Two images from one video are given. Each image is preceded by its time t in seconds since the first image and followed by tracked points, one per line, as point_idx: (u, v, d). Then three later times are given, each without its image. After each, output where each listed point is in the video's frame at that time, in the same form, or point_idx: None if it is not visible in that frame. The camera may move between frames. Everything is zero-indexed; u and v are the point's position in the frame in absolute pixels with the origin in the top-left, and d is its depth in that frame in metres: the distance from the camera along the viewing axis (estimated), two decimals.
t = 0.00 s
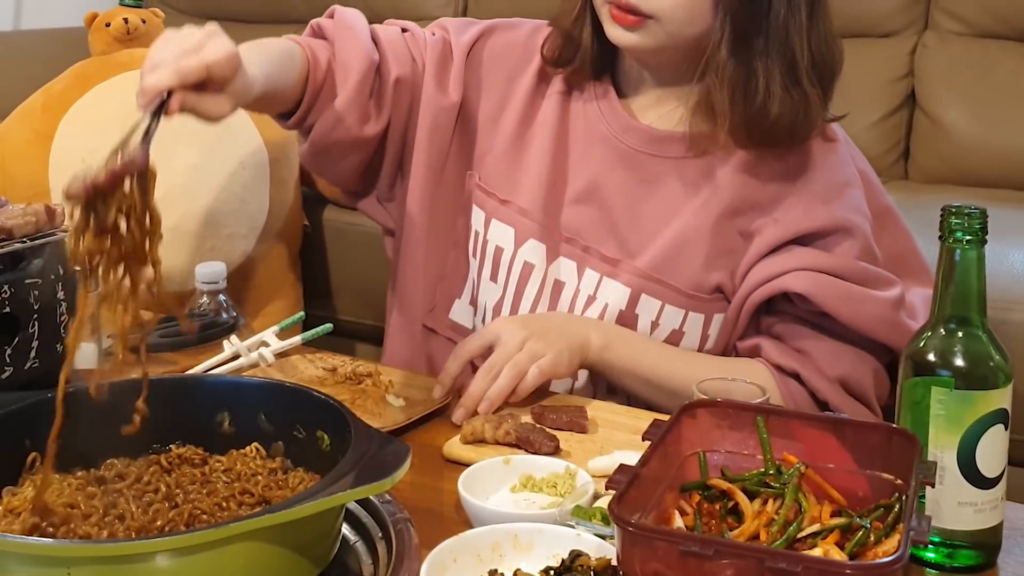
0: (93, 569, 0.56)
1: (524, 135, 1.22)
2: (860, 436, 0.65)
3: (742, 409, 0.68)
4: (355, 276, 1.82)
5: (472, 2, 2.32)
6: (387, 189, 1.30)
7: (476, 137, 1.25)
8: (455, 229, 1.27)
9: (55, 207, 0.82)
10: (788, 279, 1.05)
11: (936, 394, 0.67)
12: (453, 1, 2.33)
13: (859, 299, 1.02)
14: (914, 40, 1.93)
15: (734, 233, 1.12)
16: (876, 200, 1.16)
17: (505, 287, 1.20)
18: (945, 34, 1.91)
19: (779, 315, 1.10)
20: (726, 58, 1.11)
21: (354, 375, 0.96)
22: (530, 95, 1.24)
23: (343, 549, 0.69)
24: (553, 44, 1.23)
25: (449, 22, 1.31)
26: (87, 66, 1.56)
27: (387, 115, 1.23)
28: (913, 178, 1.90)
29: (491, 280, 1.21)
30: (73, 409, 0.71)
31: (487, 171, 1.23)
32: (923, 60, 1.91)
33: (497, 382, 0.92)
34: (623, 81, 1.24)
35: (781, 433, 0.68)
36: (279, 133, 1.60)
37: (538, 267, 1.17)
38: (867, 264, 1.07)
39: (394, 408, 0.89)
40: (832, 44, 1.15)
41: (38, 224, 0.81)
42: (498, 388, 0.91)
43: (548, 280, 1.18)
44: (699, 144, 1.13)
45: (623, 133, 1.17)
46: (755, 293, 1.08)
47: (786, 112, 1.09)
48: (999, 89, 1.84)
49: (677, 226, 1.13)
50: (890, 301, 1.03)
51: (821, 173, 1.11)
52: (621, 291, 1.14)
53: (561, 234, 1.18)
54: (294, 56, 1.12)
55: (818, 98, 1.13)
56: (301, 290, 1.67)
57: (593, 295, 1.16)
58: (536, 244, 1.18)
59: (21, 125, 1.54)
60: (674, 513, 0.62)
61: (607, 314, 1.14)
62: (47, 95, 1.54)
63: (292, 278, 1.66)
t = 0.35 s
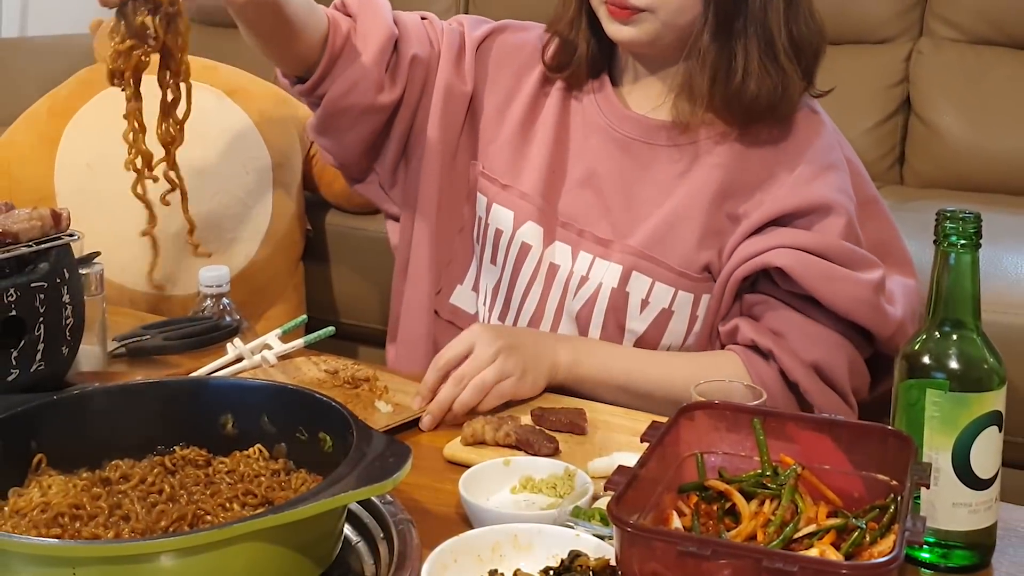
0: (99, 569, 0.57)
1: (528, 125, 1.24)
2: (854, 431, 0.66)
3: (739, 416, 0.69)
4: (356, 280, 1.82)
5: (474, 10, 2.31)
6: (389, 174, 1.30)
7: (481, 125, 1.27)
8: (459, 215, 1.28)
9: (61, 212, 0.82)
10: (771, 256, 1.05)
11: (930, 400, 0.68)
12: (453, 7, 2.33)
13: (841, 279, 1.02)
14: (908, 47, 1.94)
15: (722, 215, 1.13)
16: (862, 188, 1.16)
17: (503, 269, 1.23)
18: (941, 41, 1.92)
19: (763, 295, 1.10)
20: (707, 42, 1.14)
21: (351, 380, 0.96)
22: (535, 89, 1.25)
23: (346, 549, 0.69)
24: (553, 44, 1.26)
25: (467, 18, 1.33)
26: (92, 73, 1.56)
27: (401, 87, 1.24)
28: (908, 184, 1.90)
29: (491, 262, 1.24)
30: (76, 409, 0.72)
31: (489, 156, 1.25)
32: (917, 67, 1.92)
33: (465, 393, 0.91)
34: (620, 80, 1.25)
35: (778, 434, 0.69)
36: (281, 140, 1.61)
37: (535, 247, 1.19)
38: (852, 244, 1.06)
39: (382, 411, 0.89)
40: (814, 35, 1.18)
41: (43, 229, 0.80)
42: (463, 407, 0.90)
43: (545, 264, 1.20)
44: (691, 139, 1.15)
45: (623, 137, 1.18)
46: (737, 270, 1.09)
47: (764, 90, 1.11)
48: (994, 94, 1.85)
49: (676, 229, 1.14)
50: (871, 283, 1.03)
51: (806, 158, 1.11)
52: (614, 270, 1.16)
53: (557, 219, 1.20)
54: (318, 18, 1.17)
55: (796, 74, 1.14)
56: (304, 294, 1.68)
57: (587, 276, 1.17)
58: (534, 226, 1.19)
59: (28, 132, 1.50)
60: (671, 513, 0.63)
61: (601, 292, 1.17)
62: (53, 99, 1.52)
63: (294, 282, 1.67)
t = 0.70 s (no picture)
0: (104, 568, 0.58)
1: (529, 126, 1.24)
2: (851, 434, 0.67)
3: (740, 421, 0.70)
4: (358, 283, 1.83)
5: (476, 16, 2.30)
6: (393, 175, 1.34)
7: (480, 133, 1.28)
8: (463, 222, 1.31)
9: (66, 217, 0.83)
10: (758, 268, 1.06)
11: (926, 399, 0.69)
12: (454, 15, 2.30)
13: (826, 288, 1.04)
14: (904, 53, 1.94)
15: (712, 218, 1.14)
16: (853, 194, 1.18)
17: (498, 272, 1.25)
18: (936, 48, 1.92)
19: (751, 301, 1.11)
20: (682, 63, 1.12)
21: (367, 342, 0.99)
22: (531, 100, 1.26)
23: (347, 549, 0.70)
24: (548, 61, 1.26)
25: (471, 26, 1.34)
26: (95, 79, 1.53)
27: (399, 88, 1.26)
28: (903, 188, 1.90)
29: (488, 265, 1.26)
30: (81, 411, 0.73)
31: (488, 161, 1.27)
32: (913, 73, 1.91)
33: (476, 375, 0.95)
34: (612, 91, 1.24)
35: (775, 435, 0.70)
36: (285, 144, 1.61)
37: (529, 249, 1.22)
38: (839, 253, 1.08)
39: (395, 384, 0.92)
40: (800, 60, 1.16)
41: (49, 232, 0.81)
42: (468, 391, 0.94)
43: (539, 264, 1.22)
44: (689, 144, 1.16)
45: (620, 146, 1.19)
46: (725, 278, 1.10)
47: (736, 103, 1.11)
48: (987, 101, 1.85)
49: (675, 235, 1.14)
50: (859, 293, 1.05)
51: (799, 163, 1.11)
52: (604, 272, 1.17)
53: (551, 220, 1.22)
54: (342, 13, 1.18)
55: (767, 84, 1.13)
56: (306, 297, 1.69)
57: (578, 278, 1.19)
58: (528, 228, 1.22)
59: (31, 138, 1.50)
60: (669, 514, 0.64)
61: (591, 294, 1.18)
62: (59, 106, 1.51)
63: (296, 286, 1.67)
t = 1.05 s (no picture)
0: (109, 569, 0.58)
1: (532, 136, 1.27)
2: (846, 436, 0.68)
3: (737, 422, 0.71)
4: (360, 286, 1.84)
5: (476, 23, 2.30)
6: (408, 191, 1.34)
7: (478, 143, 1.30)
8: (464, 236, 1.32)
9: (72, 220, 0.84)
10: (750, 267, 1.07)
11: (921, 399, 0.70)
12: (454, 22, 2.32)
13: (819, 294, 1.05)
14: (899, 59, 1.94)
15: (706, 224, 1.15)
16: (849, 205, 1.19)
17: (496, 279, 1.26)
18: (930, 54, 1.93)
19: (745, 302, 1.12)
20: (676, 69, 1.14)
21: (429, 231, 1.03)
22: (526, 109, 1.27)
23: (350, 550, 0.71)
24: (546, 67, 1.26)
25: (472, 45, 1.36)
26: (102, 84, 1.56)
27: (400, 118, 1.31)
28: (898, 193, 1.91)
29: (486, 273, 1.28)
30: (85, 413, 0.74)
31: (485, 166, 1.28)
32: (908, 79, 1.92)
33: (537, 278, 0.97)
34: (607, 99, 1.26)
35: (772, 437, 0.71)
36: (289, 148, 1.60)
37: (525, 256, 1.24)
38: (833, 261, 1.09)
39: (462, 271, 0.96)
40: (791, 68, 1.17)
41: (56, 236, 0.82)
42: (525, 291, 0.97)
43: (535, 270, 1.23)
44: (687, 148, 1.17)
45: (620, 154, 1.20)
46: (718, 277, 1.11)
47: (729, 110, 1.12)
48: (981, 105, 1.85)
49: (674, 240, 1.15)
50: (850, 299, 1.06)
51: (797, 173, 1.12)
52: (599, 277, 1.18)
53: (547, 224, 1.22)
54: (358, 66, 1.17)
55: (760, 95, 1.13)
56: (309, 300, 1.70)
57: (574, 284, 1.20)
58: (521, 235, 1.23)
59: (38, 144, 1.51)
60: (667, 515, 0.65)
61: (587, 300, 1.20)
62: (65, 112, 1.53)
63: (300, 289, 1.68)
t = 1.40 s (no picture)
0: (114, 568, 0.59)
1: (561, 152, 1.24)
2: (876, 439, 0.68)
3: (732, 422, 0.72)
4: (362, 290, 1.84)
5: (477, 28, 2.31)
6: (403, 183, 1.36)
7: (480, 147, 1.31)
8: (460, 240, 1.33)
9: (77, 224, 0.85)
10: (749, 283, 1.08)
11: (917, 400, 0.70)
12: (454, 29, 2.32)
13: (815, 310, 1.06)
14: (894, 66, 1.95)
15: (704, 235, 1.16)
16: (848, 221, 1.19)
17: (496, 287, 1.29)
18: (924, 61, 1.94)
19: (742, 316, 1.13)
20: (682, 73, 1.16)
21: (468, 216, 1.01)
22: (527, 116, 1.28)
23: (352, 550, 0.72)
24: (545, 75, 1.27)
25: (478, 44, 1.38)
26: (107, 91, 1.54)
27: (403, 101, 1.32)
28: (894, 198, 1.92)
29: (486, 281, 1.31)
30: (88, 413, 0.75)
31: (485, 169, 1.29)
32: (903, 85, 1.93)
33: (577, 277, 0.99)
34: (611, 111, 1.27)
35: (769, 439, 0.72)
36: (291, 154, 1.60)
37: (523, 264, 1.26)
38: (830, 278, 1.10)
39: (505, 254, 0.94)
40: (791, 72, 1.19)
41: (61, 240, 0.83)
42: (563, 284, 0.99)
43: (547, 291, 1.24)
44: (687, 156, 1.18)
45: (623, 162, 1.21)
46: (717, 291, 1.11)
47: (733, 113, 1.13)
48: (974, 111, 1.87)
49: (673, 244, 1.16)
50: (846, 317, 1.07)
51: (799, 186, 1.13)
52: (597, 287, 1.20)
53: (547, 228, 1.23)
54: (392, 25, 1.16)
55: (763, 98, 1.16)
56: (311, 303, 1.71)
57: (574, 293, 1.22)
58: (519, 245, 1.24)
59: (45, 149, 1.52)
60: (665, 515, 0.66)
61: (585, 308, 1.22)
62: (70, 119, 1.53)
63: (302, 292, 1.69)
